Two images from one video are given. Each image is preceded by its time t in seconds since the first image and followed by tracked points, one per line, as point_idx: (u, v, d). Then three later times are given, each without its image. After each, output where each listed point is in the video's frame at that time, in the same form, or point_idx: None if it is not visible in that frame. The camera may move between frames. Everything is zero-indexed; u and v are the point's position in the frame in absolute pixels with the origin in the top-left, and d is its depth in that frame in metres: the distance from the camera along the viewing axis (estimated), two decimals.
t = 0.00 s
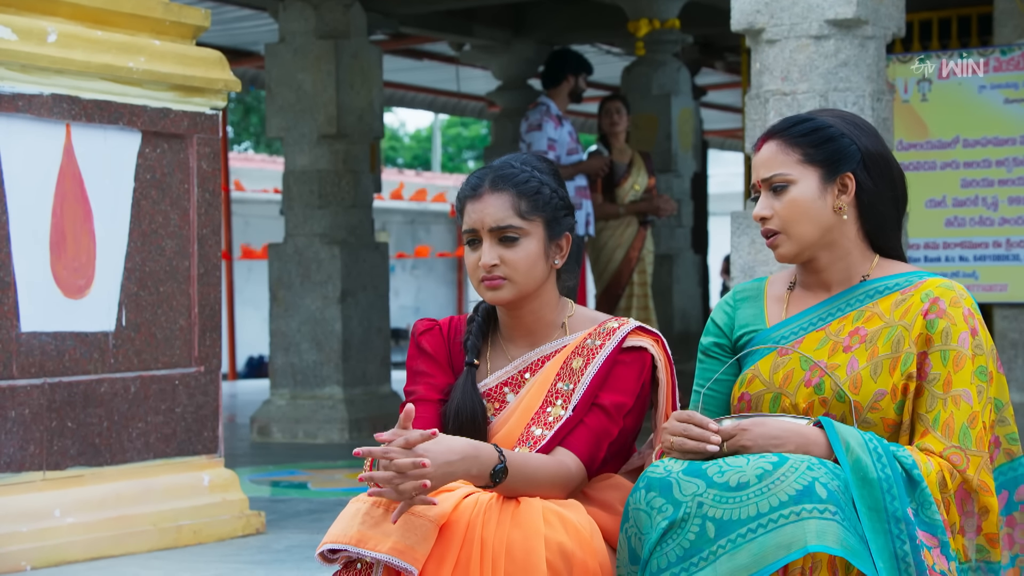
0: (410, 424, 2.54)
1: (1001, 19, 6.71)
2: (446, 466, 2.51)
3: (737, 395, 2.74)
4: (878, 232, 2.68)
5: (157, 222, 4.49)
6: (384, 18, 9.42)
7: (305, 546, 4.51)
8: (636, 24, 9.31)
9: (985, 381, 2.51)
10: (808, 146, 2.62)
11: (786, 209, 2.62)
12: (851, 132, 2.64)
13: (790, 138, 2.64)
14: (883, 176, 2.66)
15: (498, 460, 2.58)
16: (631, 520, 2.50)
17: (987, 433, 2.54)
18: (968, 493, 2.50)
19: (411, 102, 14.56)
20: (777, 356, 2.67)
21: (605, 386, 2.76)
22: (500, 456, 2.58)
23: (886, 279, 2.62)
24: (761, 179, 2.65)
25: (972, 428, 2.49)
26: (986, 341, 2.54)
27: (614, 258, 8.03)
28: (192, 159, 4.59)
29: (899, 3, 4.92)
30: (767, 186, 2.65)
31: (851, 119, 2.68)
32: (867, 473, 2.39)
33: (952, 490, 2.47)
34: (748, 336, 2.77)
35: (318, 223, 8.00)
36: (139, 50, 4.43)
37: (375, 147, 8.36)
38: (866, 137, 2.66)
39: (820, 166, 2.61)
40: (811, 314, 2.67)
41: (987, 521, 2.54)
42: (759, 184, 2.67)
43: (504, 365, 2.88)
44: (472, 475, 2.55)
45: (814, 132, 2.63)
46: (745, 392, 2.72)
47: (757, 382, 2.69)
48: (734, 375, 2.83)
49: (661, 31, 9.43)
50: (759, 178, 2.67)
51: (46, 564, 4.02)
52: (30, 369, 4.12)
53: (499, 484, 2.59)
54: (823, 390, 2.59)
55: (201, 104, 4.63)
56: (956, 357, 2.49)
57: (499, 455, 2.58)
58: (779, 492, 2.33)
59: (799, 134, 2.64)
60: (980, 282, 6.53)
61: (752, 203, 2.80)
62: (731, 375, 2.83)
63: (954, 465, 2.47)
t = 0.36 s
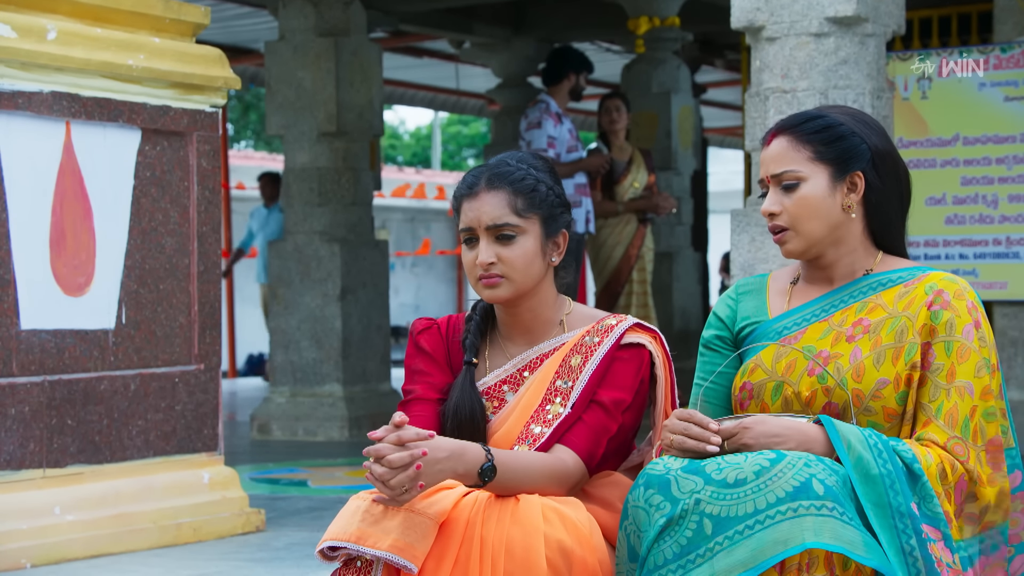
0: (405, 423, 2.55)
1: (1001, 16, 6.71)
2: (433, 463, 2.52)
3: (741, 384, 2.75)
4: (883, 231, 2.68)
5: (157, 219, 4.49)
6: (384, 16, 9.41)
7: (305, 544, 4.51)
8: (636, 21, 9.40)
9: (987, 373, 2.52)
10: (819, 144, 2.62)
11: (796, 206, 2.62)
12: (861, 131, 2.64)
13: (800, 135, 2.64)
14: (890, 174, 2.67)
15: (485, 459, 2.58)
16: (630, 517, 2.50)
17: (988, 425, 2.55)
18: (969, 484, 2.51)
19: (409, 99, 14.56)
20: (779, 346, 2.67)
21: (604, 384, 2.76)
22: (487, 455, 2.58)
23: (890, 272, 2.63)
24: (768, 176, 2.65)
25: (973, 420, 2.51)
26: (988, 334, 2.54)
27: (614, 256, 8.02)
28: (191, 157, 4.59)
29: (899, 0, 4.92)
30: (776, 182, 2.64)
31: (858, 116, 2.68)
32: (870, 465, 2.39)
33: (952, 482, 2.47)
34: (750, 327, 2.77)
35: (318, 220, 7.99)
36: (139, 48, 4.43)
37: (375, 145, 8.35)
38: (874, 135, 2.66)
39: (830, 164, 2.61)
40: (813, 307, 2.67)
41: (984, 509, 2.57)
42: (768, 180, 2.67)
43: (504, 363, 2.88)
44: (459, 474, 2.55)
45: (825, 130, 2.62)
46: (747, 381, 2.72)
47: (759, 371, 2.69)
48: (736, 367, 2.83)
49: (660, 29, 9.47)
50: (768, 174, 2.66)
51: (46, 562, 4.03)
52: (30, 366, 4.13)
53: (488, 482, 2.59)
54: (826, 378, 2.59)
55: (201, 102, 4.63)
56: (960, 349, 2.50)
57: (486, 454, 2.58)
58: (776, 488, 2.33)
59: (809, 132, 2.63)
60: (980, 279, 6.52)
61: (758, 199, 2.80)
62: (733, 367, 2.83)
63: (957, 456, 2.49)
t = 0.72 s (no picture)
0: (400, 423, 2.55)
1: (1001, 15, 6.70)
2: (429, 462, 2.52)
3: (739, 377, 2.73)
4: (885, 232, 2.69)
5: (157, 219, 4.49)
6: (384, 15, 9.42)
7: (305, 543, 4.51)
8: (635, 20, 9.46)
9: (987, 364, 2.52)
10: (826, 144, 2.61)
11: (802, 206, 2.62)
12: (866, 131, 2.64)
13: (807, 135, 2.63)
14: (893, 176, 2.68)
15: (484, 458, 2.57)
16: (629, 516, 2.49)
17: (988, 417, 2.55)
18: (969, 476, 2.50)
19: (409, 98, 14.59)
20: (778, 340, 2.67)
21: (604, 384, 2.76)
22: (485, 454, 2.58)
23: (887, 268, 2.63)
24: (775, 175, 2.64)
25: (972, 411, 2.50)
26: (987, 325, 2.55)
27: (612, 255, 8.03)
28: (192, 156, 4.59)
29: None
30: (783, 181, 2.63)
31: (863, 117, 2.68)
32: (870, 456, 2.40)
33: (953, 472, 2.45)
34: (750, 323, 2.77)
35: (318, 220, 8.00)
36: (139, 47, 4.43)
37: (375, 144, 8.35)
38: (879, 135, 2.67)
39: (837, 165, 2.61)
40: (811, 302, 2.67)
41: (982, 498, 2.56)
42: (774, 179, 2.66)
43: (505, 363, 2.88)
44: (456, 472, 2.55)
45: (832, 130, 2.62)
46: (745, 374, 2.71)
47: (758, 363, 2.68)
48: (735, 363, 2.82)
49: (661, 28, 9.51)
50: (774, 173, 2.65)
51: (46, 562, 4.03)
52: (30, 365, 4.13)
53: (486, 481, 2.59)
54: (825, 368, 2.58)
55: (201, 101, 4.63)
56: (959, 340, 2.50)
57: (484, 454, 2.58)
58: (776, 488, 2.34)
59: (816, 131, 2.63)
60: (980, 279, 6.50)
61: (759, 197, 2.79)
62: (732, 363, 2.82)
63: (959, 446, 2.48)
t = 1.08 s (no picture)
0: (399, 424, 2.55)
1: (1001, 16, 6.71)
2: (429, 461, 2.52)
3: (739, 377, 2.73)
4: (886, 234, 2.70)
5: (157, 219, 4.49)
6: (384, 15, 9.42)
7: (305, 544, 4.50)
8: (636, 20, 9.44)
9: (987, 360, 2.52)
10: (839, 146, 2.61)
11: (813, 207, 2.61)
12: (876, 135, 2.65)
13: (820, 136, 2.62)
14: (898, 180, 2.69)
15: (484, 458, 2.57)
16: (629, 516, 2.49)
17: (988, 416, 2.55)
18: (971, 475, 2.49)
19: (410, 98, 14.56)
20: (777, 340, 2.67)
21: (609, 386, 2.76)
22: (486, 454, 2.58)
23: (884, 267, 2.63)
24: (786, 174, 2.62)
25: (971, 410, 2.50)
26: (985, 323, 2.55)
27: (610, 254, 8.02)
28: (191, 157, 4.59)
29: None
30: (794, 181, 2.62)
31: (873, 120, 2.68)
32: (870, 451, 2.41)
33: (953, 470, 2.45)
34: (748, 324, 2.77)
35: (318, 220, 8.00)
36: (138, 47, 4.43)
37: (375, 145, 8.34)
38: (887, 139, 2.67)
39: (848, 168, 2.61)
40: (810, 301, 2.67)
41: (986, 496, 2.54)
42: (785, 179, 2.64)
43: (509, 363, 2.88)
44: (457, 473, 2.55)
45: (844, 132, 2.61)
46: (745, 373, 2.71)
47: (757, 364, 2.68)
48: (734, 364, 2.81)
49: (661, 29, 9.50)
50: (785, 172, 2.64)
51: (46, 562, 4.02)
52: (30, 365, 4.13)
53: (488, 481, 2.59)
54: (824, 367, 2.58)
55: (201, 102, 4.63)
56: (958, 338, 2.50)
57: (486, 454, 2.58)
58: (776, 487, 2.34)
59: (829, 132, 2.61)
60: (980, 279, 6.51)
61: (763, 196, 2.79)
62: (732, 364, 2.81)
63: (959, 444, 2.47)
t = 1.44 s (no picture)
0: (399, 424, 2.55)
1: (1001, 16, 6.71)
2: (429, 460, 2.52)
3: (736, 387, 2.73)
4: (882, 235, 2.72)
5: (157, 219, 4.49)
6: (384, 15, 9.42)
7: (305, 544, 4.50)
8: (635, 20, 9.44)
9: (984, 365, 2.52)
10: (845, 151, 2.60)
11: (817, 211, 2.61)
12: (881, 140, 2.65)
13: (827, 140, 2.61)
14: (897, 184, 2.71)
15: (484, 458, 2.57)
16: (626, 516, 2.50)
17: (988, 422, 2.54)
18: (976, 483, 2.48)
19: (410, 99, 14.56)
20: (774, 349, 2.67)
21: (610, 387, 2.76)
22: (487, 454, 2.58)
23: (879, 271, 2.63)
24: (791, 176, 2.61)
25: (966, 419, 2.50)
26: (981, 328, 2.55)
27: (609, 254, 8.03)
28: (192, 157, 4.59)
29: None
30: (800, 184, 2.61)
31: (877, 124, 2.68)
32: (870, 451, 2.40)
33: (955, 478, 2.45)
34: (744, 331, 2.77)
35: (318, 220, 8.00)
36: (138, 47, 4.43)
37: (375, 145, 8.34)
38: (889, 144, 2.68)
39: (853, 173, 2.61)
40: (806, 308, 2.67)
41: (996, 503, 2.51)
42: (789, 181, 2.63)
43: (510, 363, 2.88)
44: (457, 473, 2.55)
45: (851, 137, 2.61)
46: (743, 384, 2.71)
47: (754, 375, 2.69)
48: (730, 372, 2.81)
49: (661, 29, 9.50)
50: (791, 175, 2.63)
51: (46, 562, 4.02)
52: (30, 365, 4.13)
53: (488, 481, 2.59)
54: (820, 380, 2.58)
55: (201, 102, 4.63)
56: (953, 346, 2.49)
57: (485, 454, 2.58)
58: (774, 487, 2.34)
59: (835, 136, 2.61)
60: (980, 279, 6.50)
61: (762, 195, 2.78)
62: (727, 372, 2.81)
63: (957, 452, 2.46)
